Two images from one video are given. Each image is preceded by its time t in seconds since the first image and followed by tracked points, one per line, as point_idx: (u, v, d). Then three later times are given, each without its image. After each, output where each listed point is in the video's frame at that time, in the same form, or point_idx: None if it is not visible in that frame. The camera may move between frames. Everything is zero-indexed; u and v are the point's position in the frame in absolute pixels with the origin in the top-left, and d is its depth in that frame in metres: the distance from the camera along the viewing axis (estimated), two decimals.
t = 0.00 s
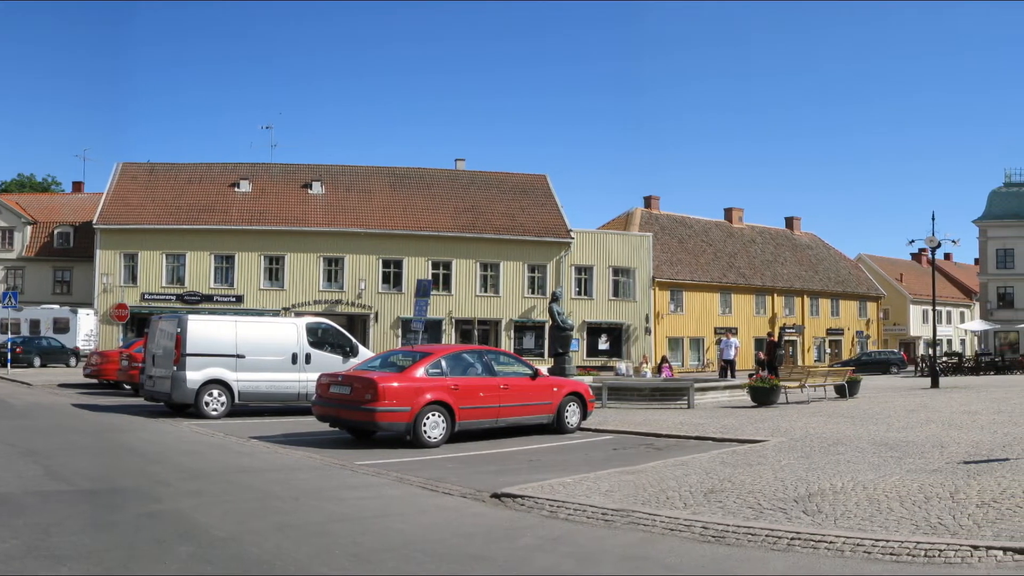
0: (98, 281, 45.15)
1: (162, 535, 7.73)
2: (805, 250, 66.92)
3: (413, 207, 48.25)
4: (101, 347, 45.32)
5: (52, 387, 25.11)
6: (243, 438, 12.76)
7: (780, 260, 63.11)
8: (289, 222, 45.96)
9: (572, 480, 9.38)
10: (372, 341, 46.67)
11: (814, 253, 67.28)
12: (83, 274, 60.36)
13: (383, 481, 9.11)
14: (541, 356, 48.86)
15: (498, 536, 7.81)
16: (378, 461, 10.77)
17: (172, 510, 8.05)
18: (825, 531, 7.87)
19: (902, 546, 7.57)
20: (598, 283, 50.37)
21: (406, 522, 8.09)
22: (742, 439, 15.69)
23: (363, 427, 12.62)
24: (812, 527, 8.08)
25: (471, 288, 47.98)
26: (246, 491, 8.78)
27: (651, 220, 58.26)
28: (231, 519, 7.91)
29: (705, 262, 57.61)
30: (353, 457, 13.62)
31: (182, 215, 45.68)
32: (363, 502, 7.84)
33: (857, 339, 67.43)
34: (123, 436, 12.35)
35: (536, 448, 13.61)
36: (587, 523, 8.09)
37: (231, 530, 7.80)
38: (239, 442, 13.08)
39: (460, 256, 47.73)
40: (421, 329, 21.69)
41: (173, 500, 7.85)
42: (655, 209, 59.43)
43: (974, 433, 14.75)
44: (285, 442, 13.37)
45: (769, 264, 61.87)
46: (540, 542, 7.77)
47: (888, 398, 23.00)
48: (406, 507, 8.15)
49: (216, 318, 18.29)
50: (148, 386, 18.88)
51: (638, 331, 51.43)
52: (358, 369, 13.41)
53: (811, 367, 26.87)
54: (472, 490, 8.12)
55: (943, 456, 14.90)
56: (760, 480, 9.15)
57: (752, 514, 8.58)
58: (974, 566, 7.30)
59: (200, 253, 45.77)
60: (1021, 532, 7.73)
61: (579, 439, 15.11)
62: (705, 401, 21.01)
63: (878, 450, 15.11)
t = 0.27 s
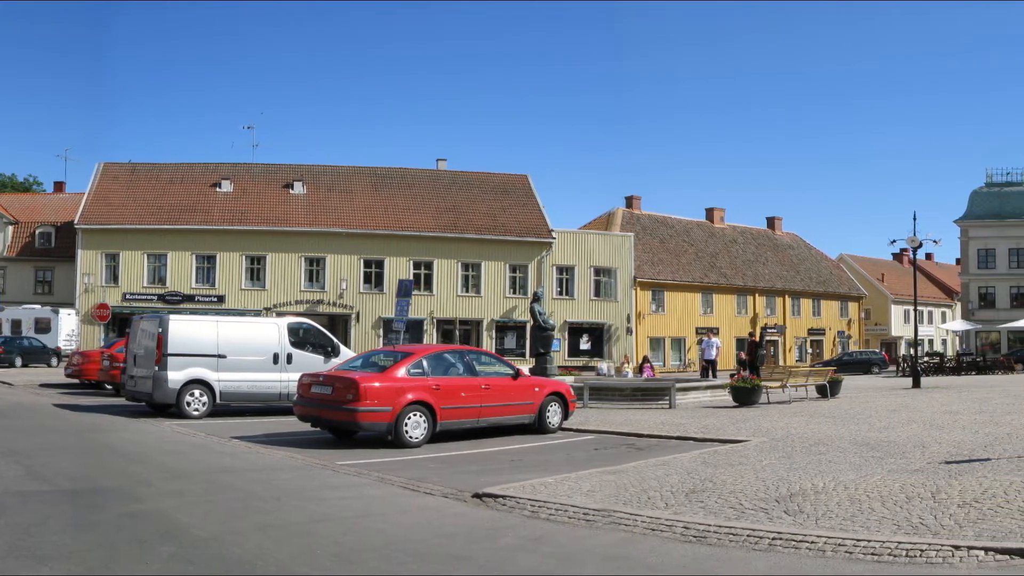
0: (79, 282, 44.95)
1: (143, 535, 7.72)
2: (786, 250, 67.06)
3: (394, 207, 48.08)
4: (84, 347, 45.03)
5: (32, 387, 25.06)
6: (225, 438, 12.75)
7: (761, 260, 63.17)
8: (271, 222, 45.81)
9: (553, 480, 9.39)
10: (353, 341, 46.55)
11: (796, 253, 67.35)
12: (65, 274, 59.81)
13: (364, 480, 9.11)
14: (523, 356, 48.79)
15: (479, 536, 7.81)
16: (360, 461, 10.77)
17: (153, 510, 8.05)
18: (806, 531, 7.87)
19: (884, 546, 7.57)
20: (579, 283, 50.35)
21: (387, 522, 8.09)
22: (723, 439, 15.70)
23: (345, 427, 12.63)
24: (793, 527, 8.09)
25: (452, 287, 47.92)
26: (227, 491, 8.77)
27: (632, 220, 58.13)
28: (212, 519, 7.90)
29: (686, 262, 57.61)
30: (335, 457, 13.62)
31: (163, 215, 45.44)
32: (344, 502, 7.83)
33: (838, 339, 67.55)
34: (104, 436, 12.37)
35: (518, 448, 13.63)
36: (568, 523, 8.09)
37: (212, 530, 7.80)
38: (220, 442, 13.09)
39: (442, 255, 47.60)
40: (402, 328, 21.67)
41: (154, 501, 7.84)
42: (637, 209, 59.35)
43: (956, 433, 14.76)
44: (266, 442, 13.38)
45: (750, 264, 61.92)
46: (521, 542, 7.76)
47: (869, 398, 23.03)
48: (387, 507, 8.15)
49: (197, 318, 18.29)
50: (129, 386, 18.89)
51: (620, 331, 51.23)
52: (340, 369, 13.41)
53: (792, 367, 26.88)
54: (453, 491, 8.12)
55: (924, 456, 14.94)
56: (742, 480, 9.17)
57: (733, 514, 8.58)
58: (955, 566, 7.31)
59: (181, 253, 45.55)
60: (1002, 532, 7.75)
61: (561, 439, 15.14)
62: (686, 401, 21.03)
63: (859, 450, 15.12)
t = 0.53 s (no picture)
0: (59, 282, 44.62)
1: (124, 535, 7.72)
2: (767, 250, 67.15)
3: (376, 207, 47.90)
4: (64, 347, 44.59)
5: (13, 387, 24.98)
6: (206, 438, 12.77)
7: (743, 260, 63.24)
8: (252, 222, 45.63)
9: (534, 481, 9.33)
10: (335, 341, 46.33)
11: (777, 253, 67.42)
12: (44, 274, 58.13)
13: (345, 481, 9.11)
14: (504, 356, 48.59)
15: (461, 536, 7.81)
16: (341, 461, 10.78)
17: (134, 511, 8.04)
18: (787, 531, 7.87)
19: (866, 546, 7.58)
20: (561, 283, 50.41)
21: (368, 522, 8.09)
22: (704, 438, 15.70)
23: (326, 427, 12.63)
24: (775, 527, 8.08)
25: (433, 287, 47.67)
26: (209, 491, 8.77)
27: (614, 220, 58.05)
28: (194, 519, 7.90)
29: (668, 262, 57.59)
30: (316, 458, 13.62)
31: (145, 215, 45.17)
32: (326, 502, 7.84)
33: (820, 339, 67.49)
34: (85, 436, 12.40)
35: (499, 448, 13.66)
36: (549, 523, 8.09)
37: (194, 530, 7.80)
38: (201, 442, 13.10)
39: (423, 255, 47.42)
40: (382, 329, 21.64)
41: (135, 501, 7.84)
42: (618, 209, 59.28)
43: (936, 433, 14.74)
44: (247, 442, 13.39)
45: (731, 265, 61.99)
46: (503, 542, 7.76)
47: (850, 398, 23.05)
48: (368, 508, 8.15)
49: (179, 318, 18.32)
50: (110, 386, 18.89)
51: (601, 331, 51.22)
52: (321, 369, 13.41)
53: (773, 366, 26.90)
54: (435, 491, 8.12)
55: (905, 456, 14.85)
56: (723, 481, 9.19)
57: (715, 515, 8.58)
58: (937, 566, 7.31)
59: (162, 253, 45.28)
60: (983, 532, 7.76)
61: (542, 439, 15.16)
62: (667, 401, 21.02)
63: (841, 450, 14.76)
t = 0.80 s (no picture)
0: (41, 281, 44.42)
1: (105, 535, 7.72)
2: (749, 250, 67.30)
3: (357, 207, 47.76)
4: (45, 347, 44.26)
5: None
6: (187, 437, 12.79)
7: (724, 260, 63.31)
8: (233, 222, 45.50)
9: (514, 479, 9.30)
10: (316, 341, 46.22)
11: (758, 253, 67.56)
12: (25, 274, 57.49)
13: (326, 480, 9.11)
14: (485, 356, 48.61)
15: (442, 535, 7.81)
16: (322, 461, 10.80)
17: (115, 511, 8.05)
18: (769, 531, 7.87)
19: (847, 546, 7.57)
20: (542, 283, 50.23)
21: (350, 522, 8.09)
22: (686, 438, 15.72)
23: (307, 426, 12.64)
24: (756, 527, 8.09)
25: (414, 287, 47.67)
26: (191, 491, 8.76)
27: (596, 220, 58.00)
28: (175, 519, 7.90)
29: (649, 262, 57.61)
30: (298, 457, 13.65)
31: (126, 215, 44.98)
32: (307, 502, 7.84)
33: (801, 339, 67.60)
34: (67, 437, 12.45)
35: (481, 448, 13.68)
36: (531, 523, 8.09)
37: (175, 530, 7.80)
38: (183, 442, 13.14)
39: (405, 255, 47.37)
40: (364, 329, 21.64)
41: (117, 501, 7.84)
42: (599, 209, 59.32)
43: (919, 433, 14.45)
44: (229, 442, 13.41)
45: (713, 264, 62.04)
46: (484, 542, 7.76)
47: (832, 398, 23.07)
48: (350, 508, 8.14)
49: (160, 318, 18.29)
50: (92, 386, 18.89)
51: (582, 331, 51.09)
52: (303, 368, 13.41)
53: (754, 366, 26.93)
54: (416, 491, 8.12)
55: (887, 456, 14.53)
56: (704, 481, 9.20)
57: (696, 514, 8.58)
58: (918, 566, 7.30)
59: (143, 253, 45.10)
60: (964, 532, 7.77)
61: (523, 439, 15.19)
62: (649, 401, 21.06)
63: (822, 450, 14.77)
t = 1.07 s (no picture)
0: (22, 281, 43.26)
1: (86, 535, 7.71)
2: (730, 250, 67.31)
3: (339, 207, 47.10)
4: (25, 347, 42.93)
5: None
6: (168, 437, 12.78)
7: (705, 260, 63.32)
8: (215, 222, 44.70)
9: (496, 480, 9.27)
10: (297, 341, 45.52)
11: (739, 253, 67.61)
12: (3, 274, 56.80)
13: (307, 480, 9.12)
14: (467, 356, 48.38)
15: (423, 535, 7.81)
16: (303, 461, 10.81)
17: (96, 511, 8.04)
18: (750, 531, 7.88)
19: (828, 546, 7.57)
20: (523, 284, 50.05)
21: (331, 522, 8.10)
22: (667, 438, 15.74)
23: (288, 427, 12.64)
24: (738, 527, 8.09)
25: (396, 287, 47.06)
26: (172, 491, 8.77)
27: (577, 220, 58.10)
28: (156, 519, 7.91)
29: (630, 262, 57.58)
30: (279, 457, 13.67)
31: (107, 215, 44.09)
32: (289, 501, 7.85)
33: (782, 339, 67.52)
34: (48, 437, 12.50)
35: (462, 448, 13.71)
36: (512, 523, 8.10)
37: (156, 530, 7.80)
38: (164, 442, 13.19)
39: (388, 255, 46.83)
40: (346, 328, 21.68)
41: (97, 501, 7.83)
42: (580, 209, 59.29)
43: (900, 433, 14.43)
44: (210, 442, 13.45)
45: (694, 265, 62.05)
46: (465, 542, 7.76)
47: (813, 398, 23.11)
48: (331, 507, 8.15)
49: (142, 318, 18.29)
50: (73, 386, 18.87)
51: (564, 331, 51.14)
52: (284, 369, 13.40)
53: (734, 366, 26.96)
54: (398, 491, 8.12)
55: (868, 456, 14.54)
56: (685, 481, 9.22)
57: (678, 514, 8.59)
58: (900, 566, 7.31)
59: (125, 253, 44.19)
60: (944, 532, 7.79)
61: (504, 439, 15.26)
62: (630, 401, 21.07)
63: (803, 450, 14.78)
